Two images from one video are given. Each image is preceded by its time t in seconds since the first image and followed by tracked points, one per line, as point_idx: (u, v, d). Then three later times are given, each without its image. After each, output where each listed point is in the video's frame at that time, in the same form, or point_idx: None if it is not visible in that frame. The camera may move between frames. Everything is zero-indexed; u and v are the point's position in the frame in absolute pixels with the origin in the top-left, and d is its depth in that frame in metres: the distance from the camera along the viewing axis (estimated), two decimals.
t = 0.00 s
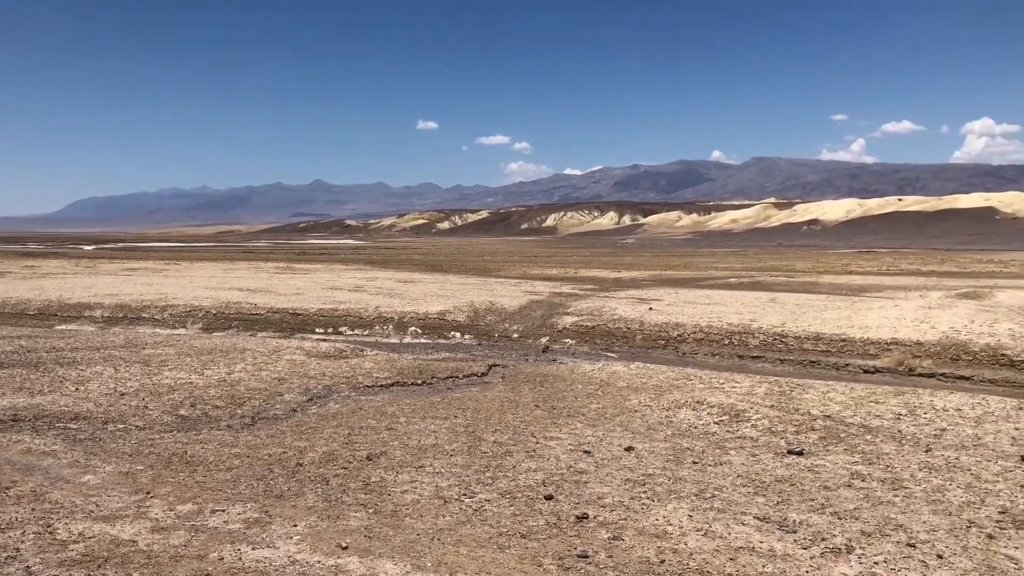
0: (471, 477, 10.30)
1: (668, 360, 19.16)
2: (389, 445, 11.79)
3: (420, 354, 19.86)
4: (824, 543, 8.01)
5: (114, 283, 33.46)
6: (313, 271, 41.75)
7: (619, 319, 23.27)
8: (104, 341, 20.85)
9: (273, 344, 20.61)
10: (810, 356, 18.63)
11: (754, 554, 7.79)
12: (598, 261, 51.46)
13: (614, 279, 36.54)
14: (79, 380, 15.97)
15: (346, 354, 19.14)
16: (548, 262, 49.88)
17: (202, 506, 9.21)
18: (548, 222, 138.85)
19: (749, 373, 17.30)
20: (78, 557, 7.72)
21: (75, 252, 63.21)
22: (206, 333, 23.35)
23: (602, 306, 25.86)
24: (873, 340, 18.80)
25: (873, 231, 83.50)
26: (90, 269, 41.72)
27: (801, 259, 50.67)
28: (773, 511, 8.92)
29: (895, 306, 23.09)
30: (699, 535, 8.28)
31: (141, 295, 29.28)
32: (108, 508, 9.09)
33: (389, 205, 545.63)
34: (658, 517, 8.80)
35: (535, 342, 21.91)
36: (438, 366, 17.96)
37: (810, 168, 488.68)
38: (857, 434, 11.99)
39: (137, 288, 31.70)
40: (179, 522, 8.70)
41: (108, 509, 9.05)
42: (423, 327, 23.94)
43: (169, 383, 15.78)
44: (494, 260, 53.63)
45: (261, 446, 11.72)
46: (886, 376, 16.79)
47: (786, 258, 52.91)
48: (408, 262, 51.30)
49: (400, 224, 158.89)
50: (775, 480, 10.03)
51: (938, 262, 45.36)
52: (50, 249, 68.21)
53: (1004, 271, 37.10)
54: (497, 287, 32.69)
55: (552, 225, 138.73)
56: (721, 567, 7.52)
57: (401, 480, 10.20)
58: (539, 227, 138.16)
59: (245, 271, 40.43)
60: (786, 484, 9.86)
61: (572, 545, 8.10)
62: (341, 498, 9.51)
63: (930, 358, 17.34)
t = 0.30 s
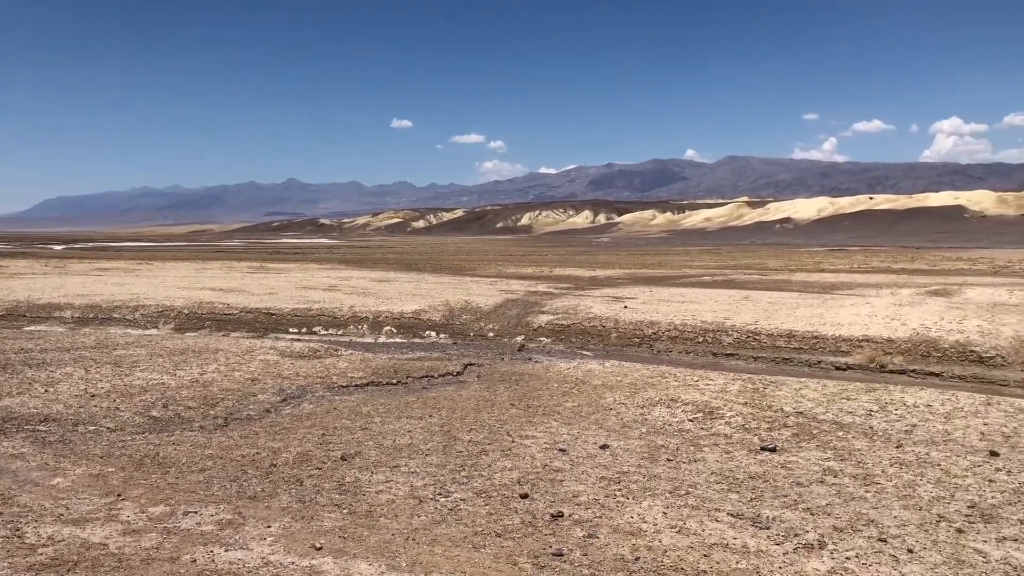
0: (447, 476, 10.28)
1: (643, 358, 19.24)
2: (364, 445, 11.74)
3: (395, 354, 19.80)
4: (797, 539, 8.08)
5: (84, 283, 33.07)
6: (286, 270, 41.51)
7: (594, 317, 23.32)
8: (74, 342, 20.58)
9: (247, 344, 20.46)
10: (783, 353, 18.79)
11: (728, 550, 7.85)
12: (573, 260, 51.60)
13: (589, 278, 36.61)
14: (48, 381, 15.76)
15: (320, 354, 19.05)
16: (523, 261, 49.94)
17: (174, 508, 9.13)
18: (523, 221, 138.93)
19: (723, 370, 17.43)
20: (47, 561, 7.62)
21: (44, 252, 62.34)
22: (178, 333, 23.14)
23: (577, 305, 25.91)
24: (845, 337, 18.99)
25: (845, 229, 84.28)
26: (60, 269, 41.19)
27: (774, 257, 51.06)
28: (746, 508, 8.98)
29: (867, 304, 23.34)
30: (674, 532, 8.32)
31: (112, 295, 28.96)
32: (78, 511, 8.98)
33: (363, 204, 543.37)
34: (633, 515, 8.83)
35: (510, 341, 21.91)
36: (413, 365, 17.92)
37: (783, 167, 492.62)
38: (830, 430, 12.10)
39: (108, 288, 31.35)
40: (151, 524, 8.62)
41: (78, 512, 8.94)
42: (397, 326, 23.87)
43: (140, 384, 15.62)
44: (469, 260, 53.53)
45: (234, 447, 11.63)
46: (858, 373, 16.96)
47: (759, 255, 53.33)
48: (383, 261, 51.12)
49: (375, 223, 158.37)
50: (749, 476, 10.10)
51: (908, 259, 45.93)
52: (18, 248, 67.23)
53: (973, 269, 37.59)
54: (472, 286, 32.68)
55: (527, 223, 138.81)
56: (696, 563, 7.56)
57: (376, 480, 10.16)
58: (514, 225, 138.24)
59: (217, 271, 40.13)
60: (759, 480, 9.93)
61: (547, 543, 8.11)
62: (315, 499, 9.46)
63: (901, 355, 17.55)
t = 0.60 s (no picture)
0: (423, 476, 10.27)
1: (620, 357, 19.30)
2: (340, 446, 11.69)
3: (372, 353, 19.74)
4: (772, 536, 8.15)
5: (56, 283, 32.70)
6: (262, 270, 41.25)
7: (571, 316, 23.36)
8: (46, 343, 20.35)
9: (222, 344, 20.32)
10: (758, 351, 18.92)
11: (703, 548, 7.90)
12: (551, 259, 51.71)
13: (566, 277, 36.70)
14: (19, 383, 15.58)
15: (296, 354, 18.95)
16: (500, 260, 49.96)
17: (148, 510, 9.05)
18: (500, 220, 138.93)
19: (699, 368, 17.52)
20: (18, 565, 7.53)
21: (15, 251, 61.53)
22: (152, 333, 22.95)
23: (554, 304, 25.95)
24: (819, 335, 19.15)
25: (819, 228, 84.96)
26: (31, 269, 40.70)
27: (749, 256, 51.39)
28: (721, 505, 9.04)
29: (841, 302, 23.54)
30: (650, 530, 8.36)
31: (85, 295, 28.66)
32: (50, 514, 8.88)
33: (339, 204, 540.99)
34: (610, 513, 8.86)
35: (487, 341, 21.91)
36: (390, 365, 17.87)
37: (758, 166, 496.04)
38: (804, 428, 12.20)
39: (81, 288, 31.03)
40: (124, 527, 8.54)
41: (50, 515, 8.84)
42: (374, 326, 23.79)
43: (114, 385, 15.47)
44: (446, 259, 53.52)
45: (209, 448, 11.55)
46: (832, 371, 17.11)
47: (735, 254, 53.68)
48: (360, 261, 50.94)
49: (351, 222, 157.75)
50: (724, 474, 10.17)
51: (881, 258, 46.37)
52: None
53: (944, 267, 38.04)
54: (450, 285, 32.64)
55: (504, 222, 138.85)
56: (672, 561, 7.61)
57: (352, 480, 10.13)
58: (492, 225, 138.24)
59: (192, 271, 39.82)
60: (734, 478, 9.99)
61: (524, 543, 8.12)
62: (290, 500, 9.42)
63: (874, 353, 17.73)
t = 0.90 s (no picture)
0: (400, 476, 10.26)
1: (598, 356, 19.36)
2: (317, 446, 11.65)
3: (349, 354, 19.67)
4: (747, 534, 8.21)
5: (29, 283, 32.34)
6: (238, 270, 41.00)
7: (549, 316, 23.39)
8: (18, 343, 20.11)
9: (197, 344, 20.19)
10: (734, 350, 19.04)
11: (679, 546, 7.95)
12: (529, 258, 51.76)
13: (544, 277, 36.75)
14: None
15: (273, 355, 18.86)
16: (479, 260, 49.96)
17: (122, 512, 8.98)
18: (479, 220, 138.89)
19: (676, 367, 17.60)
20: None
21: None
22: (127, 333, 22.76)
23: (532, 303, 25.97)
24: (794, 334, 19.29)
25: (795, 228, 85.59)
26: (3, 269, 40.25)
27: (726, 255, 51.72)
28: (697, 504, 9.10)
29: (818, 301, 23.73)
30: (627, 529, 8.40)
31: (58, 295, 28.38)
32: (22, 516, 8.79)
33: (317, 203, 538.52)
34: (587, 512, 8.89)
35: (466, 341, 21.89)
36: (367, 365, 17.82)
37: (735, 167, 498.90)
38: (780, 427, 12.30)
39: (54, 288, 30.72)
40: (97, 529, 8.47)
41: (22, 518, 8.75)
42: (352, 326, 23.71)
43: (88, 385, 15.33)
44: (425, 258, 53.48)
45: (184, 449, 11.47)
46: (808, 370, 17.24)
47: (712, 254, 53.98)
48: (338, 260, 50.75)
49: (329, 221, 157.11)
50: (700, 473, 10.23)
51: (857, 258, 46.75)
52: None
53: (918, 267, 38.40)
54: (428, 284, 32.59)
55: (483, 222, 138.83)
56: (648, 560, 7.65)
57: (329, 481, 10.10)
58: (470, 224, 138.18)
59: (167, 271, 39.51)
60: (711, 476, 10.06)
61: (501, 542, 8.13)
62: (266, 501, 9.37)
63: (849, 352, 17.88)
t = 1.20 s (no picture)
0: (377, 477, 10.23)
1: (576, 356, 19.40)
2: (294, 447, 11.59)
3: (327, 354, 19.58)
4: (723, 533, 8.25)
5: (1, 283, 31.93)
6: (215, 270, 40.69)
7: (528, 316, 23.41)
8: None
9: (173, 344, 20.04)
10: (712, 350, 19.14)
11: (656, 545, 7.98)
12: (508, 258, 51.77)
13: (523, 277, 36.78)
14: None
15: (249, 355, 18.74)
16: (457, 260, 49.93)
17: (95, 514, 8.89)
18: (457, 220, 138.75)
19: (654, 367, 17.65)
20: None
21: None
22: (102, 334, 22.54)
23: (511, 303, 25.98)
24: (771, 334, 19.42)
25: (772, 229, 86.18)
26: None
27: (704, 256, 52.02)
28: (674, 503, 9.13)
29: (794, 301, 23.89)
30: (603, 528, 8.42)
31: (32, 295, 28.06)
32: None
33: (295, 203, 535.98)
34: (564, 512, 8.90)
35: (444, 341, 21.86)
36: (345, 365, 17.75)
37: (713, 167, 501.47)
38: (756, 426, 12.37)
39: (27, 288, 30.37)
40: (70, 531, 8.38)
41: None
42: (329, 326, 23.61)
43: (61, 386, 15.16)
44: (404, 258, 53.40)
45: (159, 450, 11.37)
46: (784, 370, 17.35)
47: (690, 254, 54.23)
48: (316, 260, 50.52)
49: (307, 221, 156.34)
50: (678, 472, 10.28)
51: (833, 258, 47.14)
52: None
53: (893, 267, 38.78)
54: (406, 284, 32.51)
55: (462, 221, 138.68)
56: (625, 559, 7.67)
57: (306, 482, 10.05)
58: (449, 224, 138.04)
59: (142, 271, 39.16)
60: (688, 476, 10.10)
61: (479, 543, 8.13)
62: (242, 502, 9.31)
63: (825, 352, 18.02)
